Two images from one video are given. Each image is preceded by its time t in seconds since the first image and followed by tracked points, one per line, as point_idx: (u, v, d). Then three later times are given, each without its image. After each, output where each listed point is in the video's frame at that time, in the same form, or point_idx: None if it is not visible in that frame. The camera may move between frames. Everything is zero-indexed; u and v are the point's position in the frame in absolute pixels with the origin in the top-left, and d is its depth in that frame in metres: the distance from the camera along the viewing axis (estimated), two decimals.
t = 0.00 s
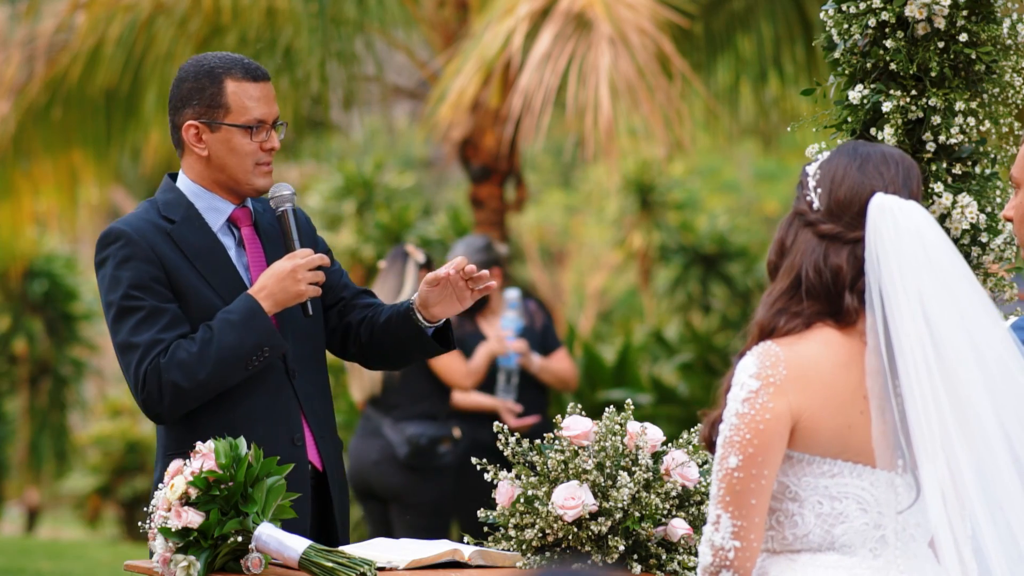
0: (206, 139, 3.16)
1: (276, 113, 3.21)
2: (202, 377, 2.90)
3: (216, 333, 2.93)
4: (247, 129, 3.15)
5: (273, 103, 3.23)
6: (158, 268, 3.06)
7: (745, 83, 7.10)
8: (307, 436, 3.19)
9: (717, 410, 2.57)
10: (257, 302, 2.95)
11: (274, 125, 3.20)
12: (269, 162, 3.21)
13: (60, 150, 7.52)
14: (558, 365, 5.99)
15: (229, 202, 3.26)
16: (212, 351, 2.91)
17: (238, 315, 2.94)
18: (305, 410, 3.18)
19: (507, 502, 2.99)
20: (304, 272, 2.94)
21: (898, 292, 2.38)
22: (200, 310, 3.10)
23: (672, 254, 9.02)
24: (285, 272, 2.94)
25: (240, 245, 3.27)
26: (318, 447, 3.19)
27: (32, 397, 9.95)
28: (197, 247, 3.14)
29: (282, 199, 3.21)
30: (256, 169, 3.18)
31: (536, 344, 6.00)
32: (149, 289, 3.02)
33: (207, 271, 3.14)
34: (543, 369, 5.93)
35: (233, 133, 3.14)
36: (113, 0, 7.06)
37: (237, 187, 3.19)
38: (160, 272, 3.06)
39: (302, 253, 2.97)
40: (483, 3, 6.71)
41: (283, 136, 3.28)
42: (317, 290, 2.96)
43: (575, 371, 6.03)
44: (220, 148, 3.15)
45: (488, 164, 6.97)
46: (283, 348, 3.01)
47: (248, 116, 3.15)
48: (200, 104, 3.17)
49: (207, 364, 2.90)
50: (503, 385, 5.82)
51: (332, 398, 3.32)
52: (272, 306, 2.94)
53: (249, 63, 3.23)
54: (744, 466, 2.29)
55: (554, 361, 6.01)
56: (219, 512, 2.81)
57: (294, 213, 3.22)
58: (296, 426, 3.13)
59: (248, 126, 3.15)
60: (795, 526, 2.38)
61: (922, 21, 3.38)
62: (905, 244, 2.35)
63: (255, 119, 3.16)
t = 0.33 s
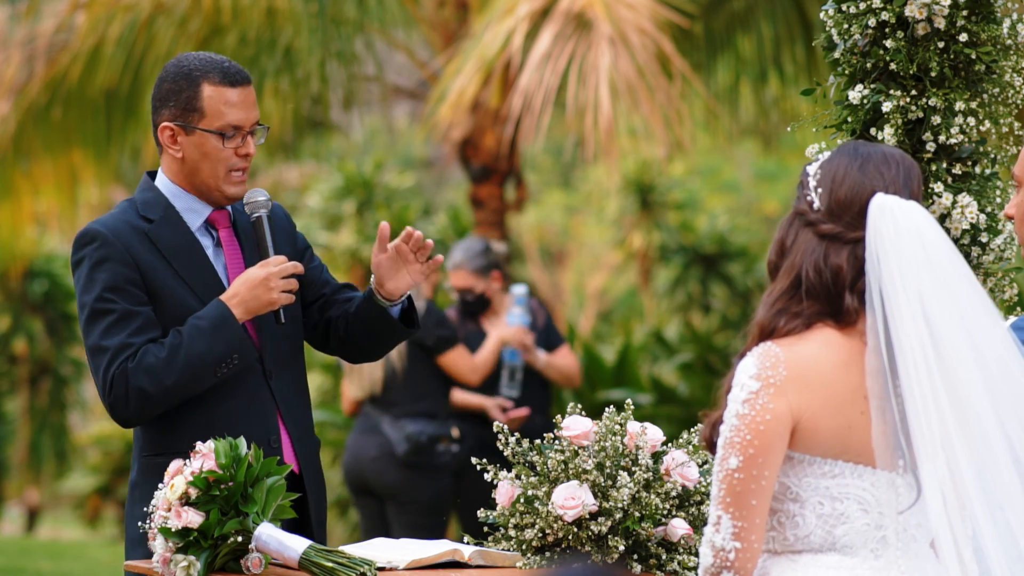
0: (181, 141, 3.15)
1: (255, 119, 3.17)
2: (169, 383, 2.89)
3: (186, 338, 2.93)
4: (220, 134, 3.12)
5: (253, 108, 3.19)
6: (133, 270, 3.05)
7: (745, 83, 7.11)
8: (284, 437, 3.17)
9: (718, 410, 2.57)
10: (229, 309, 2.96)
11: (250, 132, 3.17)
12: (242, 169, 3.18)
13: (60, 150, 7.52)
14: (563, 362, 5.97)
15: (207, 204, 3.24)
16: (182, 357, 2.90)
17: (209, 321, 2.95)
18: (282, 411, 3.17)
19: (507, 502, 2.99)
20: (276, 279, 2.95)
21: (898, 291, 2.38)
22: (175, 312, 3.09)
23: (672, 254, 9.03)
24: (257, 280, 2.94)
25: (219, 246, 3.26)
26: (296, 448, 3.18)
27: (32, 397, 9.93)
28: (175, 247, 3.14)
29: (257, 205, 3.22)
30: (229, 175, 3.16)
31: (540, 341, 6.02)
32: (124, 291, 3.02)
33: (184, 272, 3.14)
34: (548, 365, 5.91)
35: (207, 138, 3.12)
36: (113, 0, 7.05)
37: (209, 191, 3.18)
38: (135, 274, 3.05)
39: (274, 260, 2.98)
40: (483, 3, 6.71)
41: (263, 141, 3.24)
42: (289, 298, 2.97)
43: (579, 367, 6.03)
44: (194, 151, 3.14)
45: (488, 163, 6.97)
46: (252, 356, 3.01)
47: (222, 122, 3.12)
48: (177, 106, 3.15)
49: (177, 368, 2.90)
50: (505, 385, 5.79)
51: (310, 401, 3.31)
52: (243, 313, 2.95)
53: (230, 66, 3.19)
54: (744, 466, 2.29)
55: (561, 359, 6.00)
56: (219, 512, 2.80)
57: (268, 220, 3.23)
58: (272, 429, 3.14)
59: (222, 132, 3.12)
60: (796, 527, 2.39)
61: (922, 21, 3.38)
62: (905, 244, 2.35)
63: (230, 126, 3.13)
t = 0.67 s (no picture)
0: (171, 154, 3.12)
1: (248, 146, 3.12)
2: (129, 401, 2.93)
3: (150, 355, 2.95)
4: (209, 160, 3.09)
5: (248, 136, 3.13)
6: (110, 276, 3.06)
7: (745, 83, 7.11)
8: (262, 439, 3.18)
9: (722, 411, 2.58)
10: (197, 329, 2.99)
11: (241, 160, 3.12)
12: (229, 193, 3.15)
13: (60, 150, 7.52)
14: (569, 360, 5.96)
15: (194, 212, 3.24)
16: (144, 374, 2.93)
17: (176, 341, 2.98)
18: (261, 411, 3.18)
19: (507, 502, 2.99)
20: (250, 306, 3.00)
21: (901, 291, 2.38)
22: (148, 321, 3.11)
23: (672, 254, 9.03)
24: (230, 305, 2.99)
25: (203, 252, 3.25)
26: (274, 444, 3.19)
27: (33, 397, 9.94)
28: (158, 250, 3.14)
29: (239, 228, 3.15)
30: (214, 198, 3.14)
31: (546, 339, 6.04)
32: (98, 297, 3.02)
33: (167, 276, 3.14)
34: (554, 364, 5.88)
35: (195, 160, 3.09)
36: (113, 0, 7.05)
37: (195, 207, 3.18)
38: (112, 280, 3.06)
39: (250, 286, 3.01)
40: (483, 3, 6.70)
41: (256, 166, 3.20)
42: (260, 324, 3.03)
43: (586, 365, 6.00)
44: (182, 168, 3.12)
45: (488, 164, 6.97)
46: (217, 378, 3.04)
47: (212, 148, 3.08)
48: (172, 119, 3.11)
49: (137, 386, 2.93)
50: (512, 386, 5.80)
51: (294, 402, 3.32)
52: (212, 337, 2.99)
53: (230, 92, 3.12)
54: (749, 467, 2.29)
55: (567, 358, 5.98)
56: (219, 512, 2.80)
57: (248, 243, 3.16)
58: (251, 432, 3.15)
59: (211, 157, 3.09)
60: (799, 528, 2.39)
61: (922, 21, 3.38)
62: (908, 244, 2.35)
63: (220, 153, 3.09)
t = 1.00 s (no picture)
0: (163, 163, 3.11)
1: (241, 162, 3.09)
2: (104, 408, 2.95)
3: (129, 364, 2.97)
4: (199, 174, 3.06)
5: (241, 151, 3.10)
6: (94, 279, 3.06)
7: (745, 83, 7.11)
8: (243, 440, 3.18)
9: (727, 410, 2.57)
10: (176, 339, 3.00)
11: (233, 175, 3.09)
12: (220, 205, 3.14)
13: (60, 150, 7.52)
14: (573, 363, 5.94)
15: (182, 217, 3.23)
16: (122, 381, 2.95)
17: (155, 352, 2.99)
18: (241, 415, 3.19)
19: (507, 502, 2.99)
20: (232, 321, 3.00)
21: (903, 291, 2.38)
22: (131, 325, 3.11)
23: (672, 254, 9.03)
24: (211, 319, 2.99)
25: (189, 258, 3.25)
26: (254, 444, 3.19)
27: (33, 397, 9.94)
28: (144, 254, 3.14)
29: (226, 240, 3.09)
30: (204, 209, 3.13)
31: (548, 341, 6.04)
32: (80, 301, 3.03)
33: (152, 280, 3.14)
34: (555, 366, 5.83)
35: (185, 173, 3.07)
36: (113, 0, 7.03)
37: (186, 215, 3.17)
38: (95, 283, 3.06)
39: (233, 301, 3.01)
40: (483, 3, 6.70)
41: (248, 177, 3.17)
42: (240, 339, 3.02)
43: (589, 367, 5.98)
44: (173, 177, 3.11)
45: (488, 164, 6.97)
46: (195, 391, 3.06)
47: (204, 163, 3.05)
48: (164, 129, 3.08)
49: (112, 395, 2.95)
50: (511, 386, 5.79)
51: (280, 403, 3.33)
52: (190, 348, 3.00)
53: (224, 107, 3.07)
54: (752, 468, 2.30)
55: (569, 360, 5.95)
56: (219, 512, 2.80)
57: (236, 257, 3.09)
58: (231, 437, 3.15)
59: (202, 171, 3.06)
60: (803, 528, 2.39)
61: (922, 21, 3.37)
62: (911, 244, 2.35)
63: (211, 168, 3.06)
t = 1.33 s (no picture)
0: (160, 166, 3.11)
1: (239, 166, 3.09)
2: (100, 412, 2.95)
3: (126, 368, 2.97)
4: (197, 178, 3.06)
5: (239, 155, 3.10)
6: (92, 282, 3.06)
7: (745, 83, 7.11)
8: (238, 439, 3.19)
9: (729, 410, 2.57)
10: (173, 344, 3.01)
11: (231, 180, 3.09)
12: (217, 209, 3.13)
13: (60, 150, 7.52)
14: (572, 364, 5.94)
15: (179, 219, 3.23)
16: (118, 385, 2.95)
17: (152, 355, 2.99)
18: (238, 416, 3.19)
19: (507, 502, 2.99)
20: (228, 325, 3.01)
21: (907, 290, 2.38)
22: (127, 328, 3.11)
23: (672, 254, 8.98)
24: (207, 323, 3.00)
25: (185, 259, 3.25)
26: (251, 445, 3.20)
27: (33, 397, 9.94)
28: (142, 256, 3.14)
29: (223, 246, 3.10)
30: (200, 213, 3.13)
31: (549, 342, 6.03)
32: (78, 303, 3.02)
33: (150, 283, 3.14)
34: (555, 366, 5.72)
35: (184, 177, 3.07)
36: (113, 0, 7.04)
37: (183, 218, 3.16)
38: (92, 285, 3.05)
39: (229, 305, 3.03)
40: (483, 3, 6.70)
41: (245, 182, 3.17)
42: (236, 343, 3.04)
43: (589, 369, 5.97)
44: (171, 180, 3.10)
45: (488, 164, 6.97)
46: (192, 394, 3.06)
47: (203, 167, 3.05)
48: (162, 132, 3.08)
49: (108, 398, 2.95)
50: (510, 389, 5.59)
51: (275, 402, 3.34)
52: (186, 352, 3.01)
53: (224, 112, 3.08)
54: (756, 468, 2.29)
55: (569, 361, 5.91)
56: (219, 512, 2.80)
57: (232, 262, 3.09)
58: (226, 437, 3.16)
59: (200, 175, 3.06)
60: (806, 527, 2.38)
61: (922, 21, 3.37)
62: (914, 244, 2.35)
63: (208, 172, 3.06)
